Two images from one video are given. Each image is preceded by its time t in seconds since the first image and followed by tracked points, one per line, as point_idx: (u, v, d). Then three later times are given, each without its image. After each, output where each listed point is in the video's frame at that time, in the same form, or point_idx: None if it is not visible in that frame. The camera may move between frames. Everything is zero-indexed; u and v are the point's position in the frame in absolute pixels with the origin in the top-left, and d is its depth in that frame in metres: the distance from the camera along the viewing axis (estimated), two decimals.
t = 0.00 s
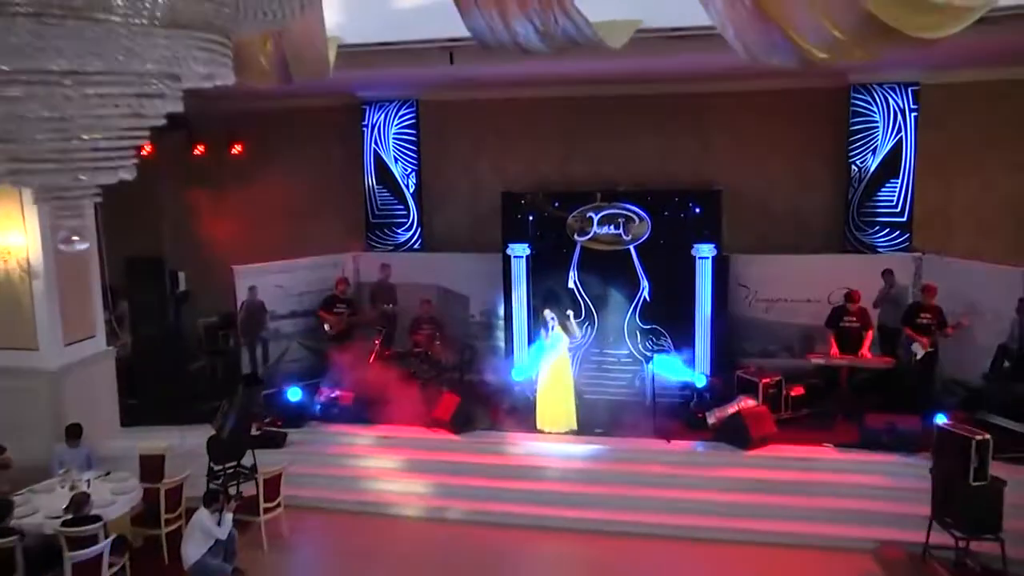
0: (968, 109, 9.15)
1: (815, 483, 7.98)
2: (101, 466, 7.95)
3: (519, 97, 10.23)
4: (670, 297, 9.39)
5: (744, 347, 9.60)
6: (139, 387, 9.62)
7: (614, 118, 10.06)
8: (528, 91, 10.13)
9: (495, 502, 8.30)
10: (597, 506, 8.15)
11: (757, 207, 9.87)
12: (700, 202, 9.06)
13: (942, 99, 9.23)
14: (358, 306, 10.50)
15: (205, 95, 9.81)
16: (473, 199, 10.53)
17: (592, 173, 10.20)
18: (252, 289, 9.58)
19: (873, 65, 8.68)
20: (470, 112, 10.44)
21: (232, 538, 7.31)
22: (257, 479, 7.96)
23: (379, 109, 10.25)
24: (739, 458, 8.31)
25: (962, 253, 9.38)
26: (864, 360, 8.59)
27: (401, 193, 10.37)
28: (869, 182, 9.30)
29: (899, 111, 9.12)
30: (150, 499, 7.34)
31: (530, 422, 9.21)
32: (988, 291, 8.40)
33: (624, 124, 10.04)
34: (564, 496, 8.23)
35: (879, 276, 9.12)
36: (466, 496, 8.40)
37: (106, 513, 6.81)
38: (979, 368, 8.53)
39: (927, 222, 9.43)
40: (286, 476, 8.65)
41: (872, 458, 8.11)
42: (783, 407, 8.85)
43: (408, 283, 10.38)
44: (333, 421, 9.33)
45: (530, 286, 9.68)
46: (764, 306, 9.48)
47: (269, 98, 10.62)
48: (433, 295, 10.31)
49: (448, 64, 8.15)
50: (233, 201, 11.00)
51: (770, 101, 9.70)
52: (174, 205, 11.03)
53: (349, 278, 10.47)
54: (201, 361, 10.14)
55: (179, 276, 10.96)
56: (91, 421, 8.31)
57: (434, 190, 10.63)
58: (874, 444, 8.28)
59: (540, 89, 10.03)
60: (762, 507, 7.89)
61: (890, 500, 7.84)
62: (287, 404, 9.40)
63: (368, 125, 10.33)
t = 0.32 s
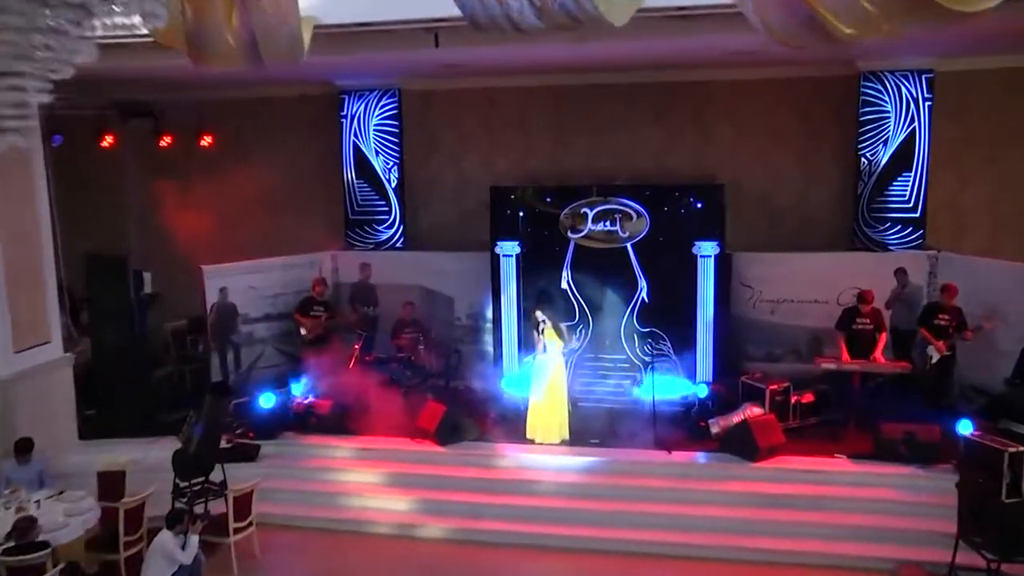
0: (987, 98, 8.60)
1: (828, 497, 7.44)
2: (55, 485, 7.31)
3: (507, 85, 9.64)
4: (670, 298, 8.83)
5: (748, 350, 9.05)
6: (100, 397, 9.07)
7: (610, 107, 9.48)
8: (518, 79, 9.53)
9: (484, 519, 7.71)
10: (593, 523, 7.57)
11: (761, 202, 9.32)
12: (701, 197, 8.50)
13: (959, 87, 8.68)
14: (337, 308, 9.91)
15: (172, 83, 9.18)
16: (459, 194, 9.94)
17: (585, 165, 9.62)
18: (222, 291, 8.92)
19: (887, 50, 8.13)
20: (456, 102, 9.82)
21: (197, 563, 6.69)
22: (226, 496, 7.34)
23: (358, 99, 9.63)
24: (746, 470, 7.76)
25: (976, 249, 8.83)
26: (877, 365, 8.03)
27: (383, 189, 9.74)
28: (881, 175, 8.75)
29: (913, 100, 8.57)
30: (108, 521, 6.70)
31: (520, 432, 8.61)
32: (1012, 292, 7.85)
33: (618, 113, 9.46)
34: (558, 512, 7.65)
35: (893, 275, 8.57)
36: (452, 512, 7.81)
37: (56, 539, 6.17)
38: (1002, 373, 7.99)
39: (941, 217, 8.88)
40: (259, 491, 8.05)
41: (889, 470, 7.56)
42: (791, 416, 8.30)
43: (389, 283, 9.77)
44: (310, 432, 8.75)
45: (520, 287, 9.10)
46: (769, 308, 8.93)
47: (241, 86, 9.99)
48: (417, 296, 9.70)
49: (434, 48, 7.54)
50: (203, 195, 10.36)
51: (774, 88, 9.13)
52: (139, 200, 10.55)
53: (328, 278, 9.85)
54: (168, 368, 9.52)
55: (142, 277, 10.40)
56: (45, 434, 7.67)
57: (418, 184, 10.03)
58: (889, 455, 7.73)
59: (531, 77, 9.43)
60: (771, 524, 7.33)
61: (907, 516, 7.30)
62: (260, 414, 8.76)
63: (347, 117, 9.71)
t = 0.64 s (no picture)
0: (1002, 85, 8.09)
1: (840, 513, 6.90)
2: None
3: (491, 73, 9.07)
4: (665, 299, 8.26)
5: (748, 354, 8.52)
6: (51, 410, 8.47)
7: (601, 96, 8.92)
8: (503, 66, 8.96)
9: (468, 537, 7.14)
10: (587, 542, 7.01)
11: (762, 196, 8.78)
12: (700, 191, 7.98)
13: (972, 74, 8.16)
14: (311, 312, 9.31)
15: (132, 70, 8.56)
16: (439, 189, 9.35)
17: (573, 158, 9.06)
18: (189, 292, 8.32)
19: (899, 33, 7.61)
20: (436, 91, 9.23)
21: None
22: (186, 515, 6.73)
23: (332, 87, 9.04)
24: (750, 484, 7.22)
25: (989, 247, 8.32)
26: (889, 369, 7.49)
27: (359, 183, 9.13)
28: (890, 167, 8.22)
29: (924, 87, 8.05)
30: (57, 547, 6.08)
31: (507, 444, 8.03)
32: None
33: (609, 102, 8.91)
34: (549, 531, 7.08)
35: (903, 273, 8.06)
36: (433, 531, 7.22)
37: None
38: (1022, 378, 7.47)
39: (953, 212, 8.36)
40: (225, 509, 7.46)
41: (904, 484, 7.03)
42: (798, 425, 7.78)
43: (367, 284, 9.20)
44: (280, 445, 8.13)
45: (507, 287, 8.52)
46: (771, 310, 8.40)
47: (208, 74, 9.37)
48: (396, 297, 9.13)
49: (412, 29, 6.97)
50: (167, 191, 9.74)
51: (774, 76, 8.60)
52: (96, 192, 9.82)
53: (301, 279, 9.25)
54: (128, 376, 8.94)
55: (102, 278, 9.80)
56: None
57: (397, 178, 9.43)
58: (903, 467, 7.20)
59: (517, 64, 8.87)
60: (778, 543, 6.79)
61: (925, 533, 6.77)
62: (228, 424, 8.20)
63: (320, 106, 9.11)
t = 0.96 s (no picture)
0: (1014, 71, 7.61)
1: (849, 531, 6.38)
2: None
3: (471, 59, 8.51)
4: (657, 299, 7.73)
5: (745, 358, 7.99)
6: None
7: (588, 83, 8.38)
8: (484, 51, 8.41)
9: (446, 558, 6.58)
10: (575, 563, 6.45)
11: (759, 190, 8.25)
12: (694, 184, 7.48)
13: (983, 60, 7.67)
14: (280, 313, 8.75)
15: (85, 53, 7.95)
16: (416, 184, 8.77)
17: (559, 151, 8.50)
18: (144, 292, 7.69)
19: (908, 14, 7.11)
20: (412, 78, 8.66)
21: None
22: (138, 537, 6.16)
23: (301, 73, 8.47)
24: (751, 499, 6.68)
25: (1001, 243, 7.83)
26: (900, 375, 6.96)
27: (328, 176, 8.52)
28: (896, 158, 7.70)
29: (932, 73, 7.55)
30: None
31: (488, 455, 7.47)
32: None
33: (597, 90, 8.37)
34: (535, 550, 6.51)
35: (910, 271, 7.58)
36: (409, 552, 6.65)
37: None
38: None
39: (962, 207, 7.86)
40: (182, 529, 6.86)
41: (918, 498, 6.52)
42: (802, 434, 7.25)
43: (337, 284, 8.62)
44: (243, 458, 7.54)
45: (487, 286, 7.97)
46: (770, 311, 7.91)
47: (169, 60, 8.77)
48: (370, 298, 8.56)
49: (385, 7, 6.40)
50: (124, 186, 9.13)
51: (773, 62, 8.08)
52: (46, 188, 9.18)
53: (268, 280, 8.65)
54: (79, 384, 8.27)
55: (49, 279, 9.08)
56: None
57: (370, 172, 8.85)
58: (914, 479, 6.69)
59: (498, 48, 8.32)
60: (784, 563, 6.26)
61: (942, 551, 6.27)
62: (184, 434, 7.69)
63: (288, 94, 8.53)
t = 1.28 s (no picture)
0: None
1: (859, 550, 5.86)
2: None
3: (447, 43, 7.97)
4: (647, 299, 7.21)
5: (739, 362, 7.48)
6: None
7: (571, 70, 7.85)
8: (460, 35, 7.87)
9: None
10: None
11: (754, 183, 7.75)
12: (688, 177, 6.98)
13: (992, 44, 7.20)
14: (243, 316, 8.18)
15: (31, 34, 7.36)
16: (389, 177, 8.22)
17: (540, 141, 7.97)
18: (94, 291, 7.13)
19: None
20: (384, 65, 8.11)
21: None
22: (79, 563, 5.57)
23: (265, 58, 7.90)
24: (751, 514, 6.16)
25: (1010, 239, 7.37)
26: (911, 380, 6.44)
27: (294, 168, 7.95)
28: (901, 148, 7.18)
29: (940, 57, 7.05)
30: None
31: (464, 468, 6.93)
32: None
33: (581, 76, 7.84)
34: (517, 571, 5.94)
35: (918, 269, 7.13)
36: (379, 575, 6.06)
37: None
38: None
39: (970, 200, 7.38)
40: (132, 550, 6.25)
41: (932, 513, 6.01)
42: (803, 444, 6.76)
43: (304, 283, 8.07)
44: (201, 472, 6.96)
45: (464, 285, 7.41)
46: (766, 312, 7.44)
47: (123, 44, 8.18)
48: (340, 299, 8.02)
49: None
50: (75, 181, 8.52)
51: (769, 46, 7.58)
52: None
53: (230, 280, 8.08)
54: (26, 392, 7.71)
55: None
56: None
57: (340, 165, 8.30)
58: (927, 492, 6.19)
59: (476, 32, 7.78)
60: None
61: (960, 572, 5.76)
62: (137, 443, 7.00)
63: (250, 80, 7.95)
